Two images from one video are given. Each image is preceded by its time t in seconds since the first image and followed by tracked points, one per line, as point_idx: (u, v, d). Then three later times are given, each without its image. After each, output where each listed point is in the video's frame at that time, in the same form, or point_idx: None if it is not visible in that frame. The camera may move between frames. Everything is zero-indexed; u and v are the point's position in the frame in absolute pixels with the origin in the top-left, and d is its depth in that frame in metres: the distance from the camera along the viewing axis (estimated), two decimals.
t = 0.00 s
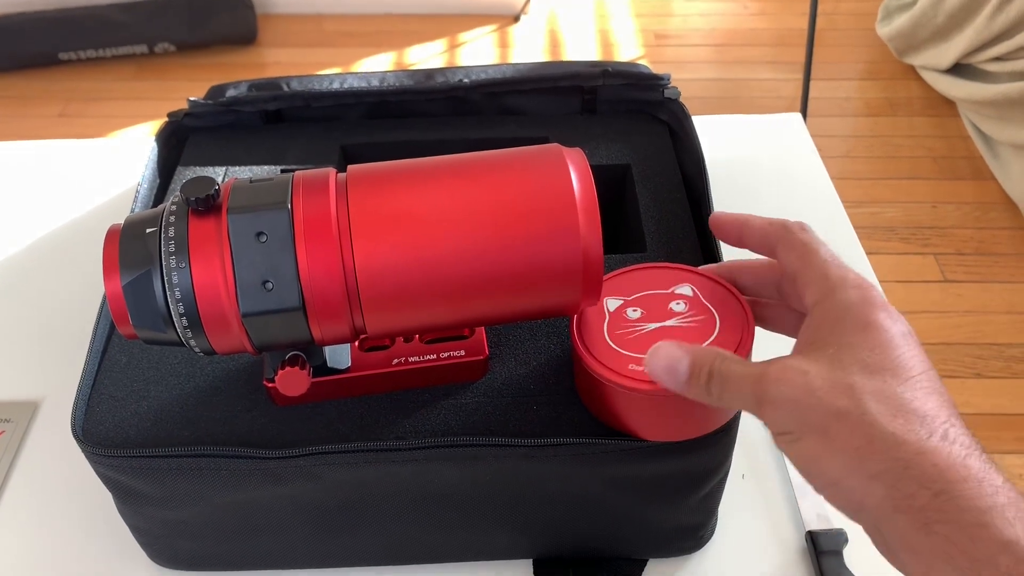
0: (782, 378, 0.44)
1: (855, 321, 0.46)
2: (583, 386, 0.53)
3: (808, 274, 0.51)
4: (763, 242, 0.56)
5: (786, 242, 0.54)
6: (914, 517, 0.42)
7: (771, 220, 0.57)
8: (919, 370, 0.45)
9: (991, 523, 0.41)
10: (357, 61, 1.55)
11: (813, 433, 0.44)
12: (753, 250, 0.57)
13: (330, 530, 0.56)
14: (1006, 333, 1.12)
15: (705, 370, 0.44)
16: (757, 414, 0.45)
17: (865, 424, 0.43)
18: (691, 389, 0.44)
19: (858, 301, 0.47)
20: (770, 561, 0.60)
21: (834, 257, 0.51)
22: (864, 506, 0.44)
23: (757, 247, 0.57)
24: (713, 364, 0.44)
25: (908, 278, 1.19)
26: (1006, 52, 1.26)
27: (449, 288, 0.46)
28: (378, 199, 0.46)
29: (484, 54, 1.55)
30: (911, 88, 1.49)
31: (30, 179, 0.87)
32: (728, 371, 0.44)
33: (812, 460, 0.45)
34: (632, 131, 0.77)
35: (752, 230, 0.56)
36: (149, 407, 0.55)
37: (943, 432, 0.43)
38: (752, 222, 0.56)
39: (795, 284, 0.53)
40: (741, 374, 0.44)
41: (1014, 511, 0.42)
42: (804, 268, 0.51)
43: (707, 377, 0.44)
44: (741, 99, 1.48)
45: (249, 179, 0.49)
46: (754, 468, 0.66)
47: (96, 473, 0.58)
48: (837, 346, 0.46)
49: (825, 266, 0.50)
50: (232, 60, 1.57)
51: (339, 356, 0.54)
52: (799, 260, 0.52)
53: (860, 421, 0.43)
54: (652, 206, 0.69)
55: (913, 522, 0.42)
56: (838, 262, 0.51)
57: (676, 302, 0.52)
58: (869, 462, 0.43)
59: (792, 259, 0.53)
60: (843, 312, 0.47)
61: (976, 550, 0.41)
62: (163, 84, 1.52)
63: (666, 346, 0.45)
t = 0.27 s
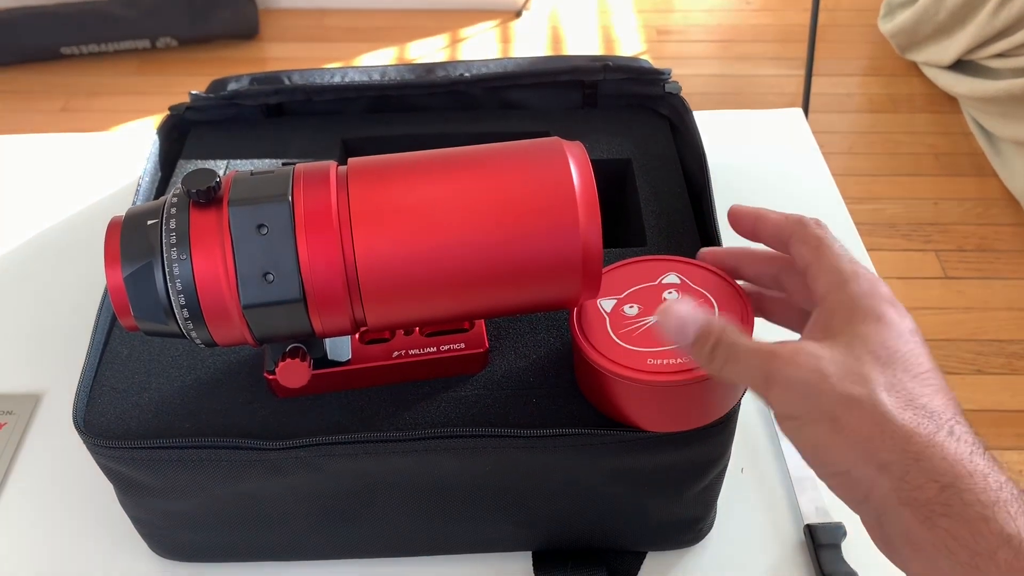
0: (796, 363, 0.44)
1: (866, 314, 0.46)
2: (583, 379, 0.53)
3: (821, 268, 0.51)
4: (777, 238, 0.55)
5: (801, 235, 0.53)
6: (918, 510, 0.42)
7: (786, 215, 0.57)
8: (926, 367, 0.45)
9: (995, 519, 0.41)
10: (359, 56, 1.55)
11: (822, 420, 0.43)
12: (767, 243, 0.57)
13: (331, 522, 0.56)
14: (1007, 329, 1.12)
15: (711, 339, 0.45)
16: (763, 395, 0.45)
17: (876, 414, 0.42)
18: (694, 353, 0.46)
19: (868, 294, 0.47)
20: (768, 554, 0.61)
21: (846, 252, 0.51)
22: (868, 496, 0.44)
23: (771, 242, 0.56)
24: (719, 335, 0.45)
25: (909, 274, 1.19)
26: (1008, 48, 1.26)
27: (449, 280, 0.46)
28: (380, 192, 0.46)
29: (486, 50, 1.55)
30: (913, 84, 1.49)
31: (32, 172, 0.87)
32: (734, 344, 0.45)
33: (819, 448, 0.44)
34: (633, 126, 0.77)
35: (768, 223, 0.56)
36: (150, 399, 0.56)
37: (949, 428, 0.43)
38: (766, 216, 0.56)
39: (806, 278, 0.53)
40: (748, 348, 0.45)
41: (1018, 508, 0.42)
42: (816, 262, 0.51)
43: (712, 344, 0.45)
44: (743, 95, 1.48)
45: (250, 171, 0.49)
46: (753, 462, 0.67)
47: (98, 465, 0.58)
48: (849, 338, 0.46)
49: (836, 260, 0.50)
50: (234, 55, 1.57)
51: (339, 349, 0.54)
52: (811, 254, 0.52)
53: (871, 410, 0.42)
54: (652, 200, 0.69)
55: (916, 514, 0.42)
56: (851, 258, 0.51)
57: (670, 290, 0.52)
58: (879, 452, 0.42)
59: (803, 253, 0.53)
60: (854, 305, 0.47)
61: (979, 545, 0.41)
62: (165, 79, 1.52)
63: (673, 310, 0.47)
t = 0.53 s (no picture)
0: (820, 360, 0.44)
1: (889, 312, 0.47)
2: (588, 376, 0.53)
3: (842, 268, 0.52)
4: (796, 236, 0.56)
5: (821, 233, 0.54)
6: (945, 502, 0.42)
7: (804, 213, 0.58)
8: (953, 363, 0.45)
9: None
10: (364, 53, 1.55)
11: (845, 415, 0.44)
12: (783, 239, 0.58)
13: (336, 518, 0.56)
14: (1011, 329, 1.12)
15: (750, 352, 0.45)
16: (793, 397, 0.45)
17: (899, 409, 0.43)
18: (733, 367, 0.45)
19: (892, 292, 0.48)
20: (771, 552, 0.61)
21: (869, 252, 0.52)
22: (892, 489, 0.44)
23: (788, 239, 0.57)
24: (759, 346, 0.45)
25: (913, 274, 1.19)
26: (1015, 47, 1.25)
27: (454, 277, 0.46)
28: (386, 189, 0.46)
29: (491, 47, 1.55)
30: (918, 83, 1.48)
31: (39, 168, 0.87)
32: (773, 354, 0.45)
33: (842, 442, 0.45)
34: (638, 123, 0.77)
35: (785, 221, 0.57)
36: (157, 394, 0.56)
37: (978, 422, 0.43)
38: (785, 214, 0.57)
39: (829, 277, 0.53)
40: (781, 355, 0.45)
41: None
42: (838, 261, 0.52)
43: (751, 357, 0.45)
44: (748, 94, 1.48)
45: (257, 167, 0.49)
46: (757, 461, 0.67)
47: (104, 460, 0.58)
48: (874, 335, 0.46)
49: (858, 260, 0.51)
50: (239, 52, 1.57)
51: (345, 345, 0.54)
52: (834, 252, 0.53)
53: (894, 404, 0.43)
54: (657, 198, 0.70)
55: (944, 506, 0.42)
56: (872, 256, 0.51)
57: (658, 286, 0.53)
58: (901, 444, 0.43)
59: (826, 251, 0.54)
60: (879, 301, 0.48)
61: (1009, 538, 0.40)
62: (170, 75, 1.52)
63: (711, 324, 0.46)
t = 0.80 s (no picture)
0: (791, 376, 0.43)
1: (859, 324, 0.46)
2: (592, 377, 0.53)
3: (814, 278, 0.50)
4: (772, 240, 0.55)
5: (795, 242, 0.53)
6: (919, 513, 0.42)
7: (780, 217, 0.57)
8: (918, 374, 0.45)
9: (992, 520, 0.42)
10: (369, 53, 1.55)
11: (820, 432, 0.43)
12: (760, 243, 0.57)
13: (340, 517, 0.57)
14: (1016, 331, 1.12)
15: (702, 371, 0.44)
16: (761, 413, 0.44)
17: (874, 421, 0.42)
18: (688, 391, 0.44)
19: (859, 306, 0.47)
20: (774, 554, 0.61)
21: (838, 260, 0.51)
22: (867, 502, 0.44)
23: (766, 243, 0.56)
24: (711, 366, 0.44)
25: (918, 275, 1.19)
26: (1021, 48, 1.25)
27: (456, 277, 0.46)
28: (390, 189, 0.47)
29: (495, 47, 1.55)
30: (924, 84, 1.48)
31: (44, 167, 0.88)
32: (727, 373, 0.44)
33: (817, 458, 0.44)
34: (643, 124, 0.77)
35: (762, 226, 0.56)
36: (162, 393, 0.56)
37: (946, 432, 0.44)
38: (761, 219, 0.56)
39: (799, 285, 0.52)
40: (743, 372, 0.44)
41: (1014, 509, 0.43)
42: (809, 269, 0.51)
43: (706, 377, 0.44)
44: (753, 94, 1.48)
45: (261, 167, 0.49)
46: (760, 462, 0.67)
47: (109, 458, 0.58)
48: (840, 349, 0.45)
49: (831, 269, 0.50)
50: (244, 51, 1.57)
51: (349, 345, 0.54)
52: (804, 261, 0.52)
53: (868, 420, 0.42)
54: (661, 199, 0.70)
55: (918, 517, 0.42)
56: (845, 267, 0.51)
57: (651, 290, 0.53)
58: (878, 457, 0.42)
59: (797, 259, 0.53)
60: (847, 313, 0.47)
61: (978, 547, 0.42)
62: (176, 74, 1.53)
63: (663, 349, 0.45)
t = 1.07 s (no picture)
0: (837, 337, 0.45)
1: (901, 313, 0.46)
2: (596, 379, 0.53)
3: (858, 269, 0.51)
4: (814, 236, 0.55)
5: (838, 237, 0.54)
6: (927, 503, 0.42)
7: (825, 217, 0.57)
8: (956, 368, 0.45)
9: (1003, 518, 0.41)
10: (372, 54, 1.55)
11: (848, 402, 0.44)
12: (803, 242, 0.57)
13: (342, 519, 0.57)
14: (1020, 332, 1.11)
15: (791, 310, 0.47)
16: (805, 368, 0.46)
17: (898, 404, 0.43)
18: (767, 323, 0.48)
19: (905, 295, 0.47)
20: (777, 556, 0.61)
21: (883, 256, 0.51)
22: (877, 485, 0.44)
23: (807, 240, 0.56)
24: (800, 312, 0.47)
25: (922, 276, 1.19)
26: None
27: (460, 277, 0.46)
28: (394, 190, 0.47)
29: (499, 48, 1.55)
30: (928, 85, 1.48)
31: (49, 167, 0.88)
32: (806, 322, 0.46)
33: (837, 431, 0.45)
34: (646, 126, 0.77)
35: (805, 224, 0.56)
36: (165, 394, 0.56)
37: (968, 430, 0.43)
38: (803, 218, 0.57)
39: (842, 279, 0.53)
40: (813, 323, 0.46)
41: None
42: (853, 261, 0.51)
43: (787, 320, 0.47)
44: (756, 95, 1.47)
45: (264, 169, 0.49)
46: (764, 464, 0.66)
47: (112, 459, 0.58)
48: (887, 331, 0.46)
49: (875, 261, 0.50)
50: (248, 52, 1.58)
51: (352, 346, 0.54)
52: (849, 256, 0.52)
53: (895, 400, 0.43)
54: (664, 200, 0.69)
55: (925, 507, 0.42)
56: (888, 262, 0.50)
57: (638, 304, 0.52)
58: (892, 438, 0.43)
59: (840, 254, 0.53)
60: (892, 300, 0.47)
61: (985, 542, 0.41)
62: (179, 75, 1.53)
63: (766, 276, 0.48)
